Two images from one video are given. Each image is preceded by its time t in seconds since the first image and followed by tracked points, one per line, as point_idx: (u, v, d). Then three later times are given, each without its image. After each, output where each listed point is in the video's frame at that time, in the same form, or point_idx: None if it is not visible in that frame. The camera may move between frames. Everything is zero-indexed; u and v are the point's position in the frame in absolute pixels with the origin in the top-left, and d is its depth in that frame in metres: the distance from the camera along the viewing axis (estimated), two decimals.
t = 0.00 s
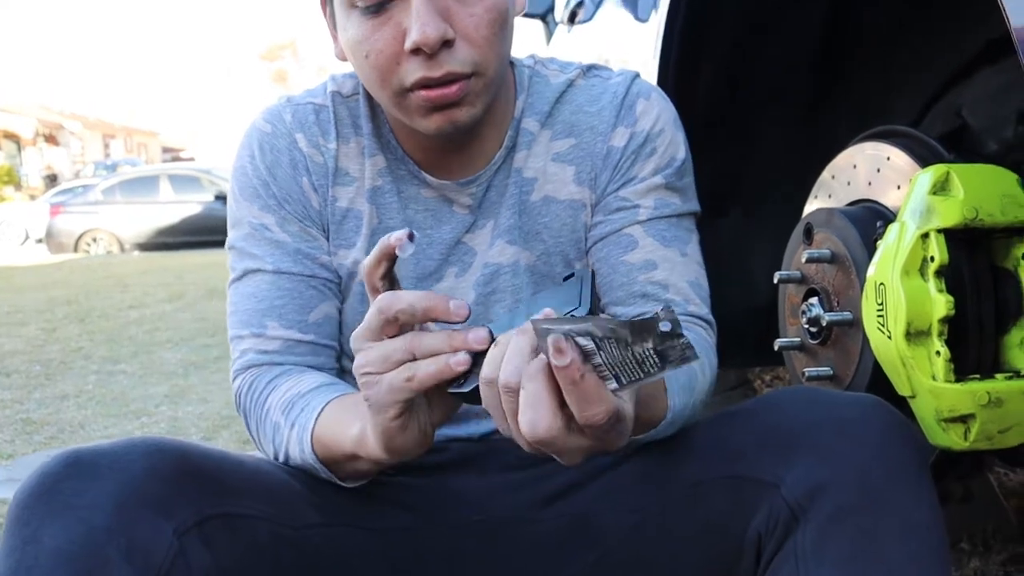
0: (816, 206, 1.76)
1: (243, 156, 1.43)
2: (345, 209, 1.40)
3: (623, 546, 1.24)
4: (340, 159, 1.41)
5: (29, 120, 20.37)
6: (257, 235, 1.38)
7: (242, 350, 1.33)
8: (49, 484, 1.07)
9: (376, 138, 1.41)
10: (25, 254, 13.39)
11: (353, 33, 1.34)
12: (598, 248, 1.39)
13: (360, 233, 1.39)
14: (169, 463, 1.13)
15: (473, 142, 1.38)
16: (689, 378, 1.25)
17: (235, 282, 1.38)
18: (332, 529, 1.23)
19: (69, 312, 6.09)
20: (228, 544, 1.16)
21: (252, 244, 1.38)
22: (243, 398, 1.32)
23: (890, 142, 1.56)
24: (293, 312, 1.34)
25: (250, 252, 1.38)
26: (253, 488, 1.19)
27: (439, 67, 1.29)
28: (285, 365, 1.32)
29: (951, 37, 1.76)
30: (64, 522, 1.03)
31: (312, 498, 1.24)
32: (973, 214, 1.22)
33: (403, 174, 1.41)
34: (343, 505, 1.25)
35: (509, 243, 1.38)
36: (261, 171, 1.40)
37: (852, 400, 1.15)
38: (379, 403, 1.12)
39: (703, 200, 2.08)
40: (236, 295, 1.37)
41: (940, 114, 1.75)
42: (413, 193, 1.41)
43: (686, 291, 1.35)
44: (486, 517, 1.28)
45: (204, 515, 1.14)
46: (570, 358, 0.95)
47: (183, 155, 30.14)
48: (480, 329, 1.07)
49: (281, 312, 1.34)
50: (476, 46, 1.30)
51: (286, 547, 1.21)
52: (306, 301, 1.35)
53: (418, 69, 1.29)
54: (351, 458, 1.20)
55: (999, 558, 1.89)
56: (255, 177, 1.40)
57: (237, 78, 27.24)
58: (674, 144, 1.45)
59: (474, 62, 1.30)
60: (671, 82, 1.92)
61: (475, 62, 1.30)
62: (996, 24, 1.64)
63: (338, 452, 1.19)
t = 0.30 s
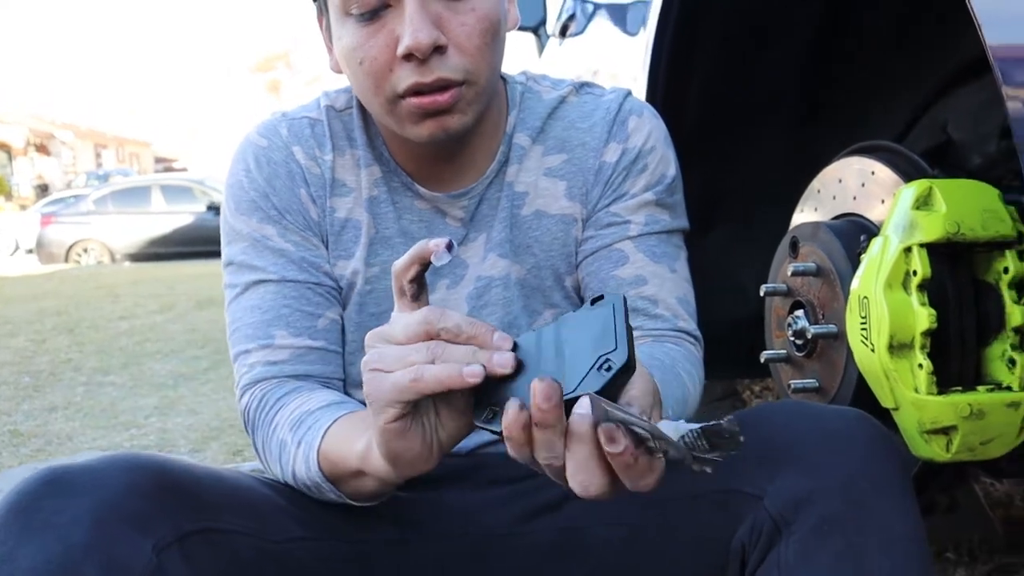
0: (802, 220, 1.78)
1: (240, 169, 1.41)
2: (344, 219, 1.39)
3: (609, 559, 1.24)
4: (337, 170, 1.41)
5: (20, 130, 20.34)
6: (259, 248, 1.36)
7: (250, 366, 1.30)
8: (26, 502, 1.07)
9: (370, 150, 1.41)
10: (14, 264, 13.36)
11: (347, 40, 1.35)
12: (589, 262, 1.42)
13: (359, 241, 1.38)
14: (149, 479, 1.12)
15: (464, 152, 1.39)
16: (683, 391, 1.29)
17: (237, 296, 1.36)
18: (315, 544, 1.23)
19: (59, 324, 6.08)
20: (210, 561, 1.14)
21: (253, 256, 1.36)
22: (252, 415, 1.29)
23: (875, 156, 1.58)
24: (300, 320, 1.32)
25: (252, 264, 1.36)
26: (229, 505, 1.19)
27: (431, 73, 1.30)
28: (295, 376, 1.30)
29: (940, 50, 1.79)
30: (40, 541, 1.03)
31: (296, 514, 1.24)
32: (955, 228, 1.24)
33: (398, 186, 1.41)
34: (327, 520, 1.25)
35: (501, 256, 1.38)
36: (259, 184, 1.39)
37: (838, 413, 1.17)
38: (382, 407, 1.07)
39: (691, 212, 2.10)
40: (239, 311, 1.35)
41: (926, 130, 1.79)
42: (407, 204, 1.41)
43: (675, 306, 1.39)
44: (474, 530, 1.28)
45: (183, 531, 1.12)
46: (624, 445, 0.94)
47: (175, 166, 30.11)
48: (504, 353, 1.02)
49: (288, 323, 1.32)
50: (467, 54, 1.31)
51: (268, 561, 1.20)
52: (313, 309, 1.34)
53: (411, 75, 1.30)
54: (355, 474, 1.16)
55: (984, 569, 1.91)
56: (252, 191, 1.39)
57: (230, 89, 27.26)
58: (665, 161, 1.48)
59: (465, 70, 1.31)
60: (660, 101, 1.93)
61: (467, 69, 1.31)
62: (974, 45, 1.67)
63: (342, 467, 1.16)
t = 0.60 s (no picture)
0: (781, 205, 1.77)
1: (212, 163, 1.38)
2: (320, 212, 1.36)
3: (594, 549, 1.23)
4: (311, 163, 1.38)
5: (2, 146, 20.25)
6: (235, 241, 1.33)
7: (224, 360, 1.26)
8: None
9: (345, 142, 1.39)
10: None
11: (322, 30, 1.33)
12: (573, 255, 1.40)
13: (336, 236, 1.35)
14: (125, 479, 1.10)
15: (441, 145, 1.37)
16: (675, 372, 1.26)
17: (212, 291, 1.32)
18: (297, 543, 1.22)
19: (43, 338, 6.04)
20: (189, 559, 1.13)
21: (229, 250, 1.33)
22: (224, 410, 1.24)
23: (853, 138, 1.57)
24: (275, 312, 1.29)
25: (225, 257, 1.33)
26: (207, 503, 1.17)
27: (407, 63, 1.27)
28: (270, 369, 1.25)
29: (915, 29, 1.77)
30: (16, 544, 1.01)
31: (276, 513, 1.22)
32: (933, 206, 1.23)
33: (374, 178, 1.39)
34: (307, 518, 1.24)
35: (482, 249, 1.37)
36: (234, 177, 1.36)
37: (821, 395, 1.15)
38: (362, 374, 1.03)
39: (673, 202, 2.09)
40: (211, 307, 1.31)
41: (902, 116, 1.76)
42: (383, 197, 1.39)
43: (662, 296, 1.37)
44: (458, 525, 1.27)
45: (162, 531, 1.11)
46: (632, 387, 0.98)
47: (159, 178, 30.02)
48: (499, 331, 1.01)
49: (264, 315, 1.28)
50: (443, 45, 1.29)
51: (250, 561, 1.19)
52: (289, 302, 1.30)
53: (386, 65, 1.27)
54: (337, 456, 1.12)
55: (973, 552, 1.90)
56: (225, 184, 1.36)
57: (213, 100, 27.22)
58: (644, 150, 1.48)
59: (442, 60, 1.29)
60: (637, 88, 1.93)
61: (443, 59, 1.29)
62: (947, 24, 1.67)
63: (326, 447, 1.11)
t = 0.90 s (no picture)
0: (774, 204, 1.78)
1: (210, 145, 1.38)
2: (311, 206, 1.36)
3: (590, 548, 1.23)
4: (309, 156, 1.37)
5: None
6: (214, 224, 1.33)
7: (183, 340, 1.26)
8: None
9: (343, 137, 1.38)
10: None
11: (334, 30, 1.31)
12: (572, 257, 1.41)
13: (327, 231, 1.34)
14: (119, 481, 1.11)
15: (449, 150, 1.38)
16: (673, 381, 1.34)
17: (185, 270, 1.32)
18: (291, 542, 1.21)
19: (36, 336, 6.03)
20: (182, 559, 1.13)
21: (210, 234, 1.32)
22: (177, 390, 1.24)
23: (846, 138, 1.58)
24: (242, 305, 1.28)
25: (204, 241, 1.32)
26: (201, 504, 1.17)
27: (423, 75, 1.27)
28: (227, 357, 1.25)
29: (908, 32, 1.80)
30: (11, 545, 1.01)
31: (272, 513, 1.22)
32: (926, 206, 1.24)
33: (369, 175, 1.38)
34: (300, 517, 1.23)
35: (478, 250, 1.37)
36: (228, 162, 1.35)
37: (815, 397, 1.16)
38: (361, 378, 1.04)
39: (668, 201, 2.09)
40: (182, 286, 1.31)
41: (893, 115, 1.79)
42: (378, 194, 1.38)
43: (659, 299, 1.42)
44: (453, 523, 1.28)
45: (155, 531, 1.11)
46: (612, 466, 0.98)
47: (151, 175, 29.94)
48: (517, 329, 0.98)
49: (234, 307, 1.27)
50: (459, 58, 1.29)
51: (245, 561, 1.18)
52: (258, 296, 1.29)
53: (401, 76, 1.27)
54: (299, 457, 1.13)
55: (966, 549, 1.91)
56: (220, 168, 1.35)
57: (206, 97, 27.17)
58: (641, 152, 1.48)
59: (456, 72, 1.29)
60: (630, 87, 1.92)
61: (457, 72, 1.29)
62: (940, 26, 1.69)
63: (293, 451, 1.12)
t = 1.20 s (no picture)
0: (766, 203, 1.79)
1: (202, 126, 1.35)
2: (306, 199, 1.35)
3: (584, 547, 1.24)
4: (306, 149, 1.36)
5: None
6: (183, 193, 1.28)
7: (122, 299, 1.19)
8: None
9: (344, 132, 1.38)
10: None
11: (345, 25, 1.29)
12: (571, 261, 1.43)
13: (321, 227, 1.34)
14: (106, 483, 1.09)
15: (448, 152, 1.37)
16: (665, 382, 1.36)
17: (147, 235, 1.28)
18: (286, 542, 1.20)
19: (25, 338, 6.00)
20: (175, 556, 1.09)
21: (178, 207, 1.28)
22: (99, 344, 1.17)
23: (837, 137, 1.58)
24: (193, 278, 1.22)
25: (177, 214, 1.27)
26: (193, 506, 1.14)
27: (434, 79, 1.26)
28: (163, 326, 1.17)
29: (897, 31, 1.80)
30: (3, 545, 1.02)
31: (268, 513, 1.21)
32: (916, 203, 1.25)
33: (367, 172, 1.38)
34: (295, 514, 1.24)
35: (476, 251, 1.38)
36: (216, 143, 1.33)
37: (810, 395, 1.17)
38: (314, 372, 1.02)
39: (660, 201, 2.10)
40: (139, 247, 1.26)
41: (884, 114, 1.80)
42: (374, 192, 1.38)
43: (658, 303, 1.43)
44: (446, 523, 1.30)
45: (146, 530, 1.07)
46: (533, 421, 1.02)
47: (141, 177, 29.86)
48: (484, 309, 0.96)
49: (181, 276, 1.21)
50: (470, 65, 1.29)
51: (239, 560, 1.16)
52: (212, 272, 1.23)
53: (411, 78, 1.26)
54: (218, 430, 1.08)
55: (957, 546, 1.93)
56: (207, 148, 1.32)
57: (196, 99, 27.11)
58: (640, 157, 1.50)
59: (464, 79, 1.28)
60: (623, 85, 1.94)
61: (467, 78, 1.29)
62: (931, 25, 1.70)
63: (212, 421, 1.07)
